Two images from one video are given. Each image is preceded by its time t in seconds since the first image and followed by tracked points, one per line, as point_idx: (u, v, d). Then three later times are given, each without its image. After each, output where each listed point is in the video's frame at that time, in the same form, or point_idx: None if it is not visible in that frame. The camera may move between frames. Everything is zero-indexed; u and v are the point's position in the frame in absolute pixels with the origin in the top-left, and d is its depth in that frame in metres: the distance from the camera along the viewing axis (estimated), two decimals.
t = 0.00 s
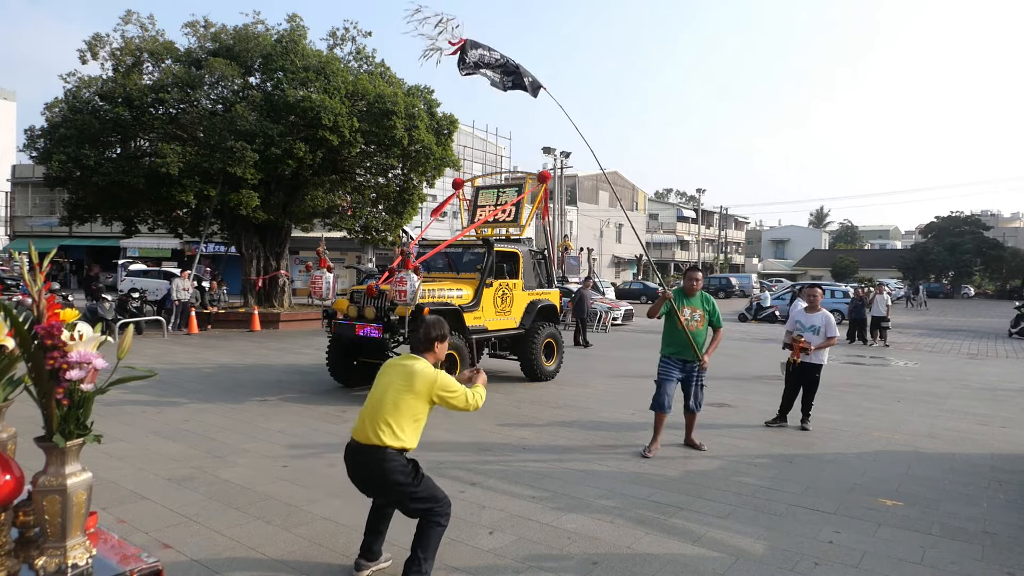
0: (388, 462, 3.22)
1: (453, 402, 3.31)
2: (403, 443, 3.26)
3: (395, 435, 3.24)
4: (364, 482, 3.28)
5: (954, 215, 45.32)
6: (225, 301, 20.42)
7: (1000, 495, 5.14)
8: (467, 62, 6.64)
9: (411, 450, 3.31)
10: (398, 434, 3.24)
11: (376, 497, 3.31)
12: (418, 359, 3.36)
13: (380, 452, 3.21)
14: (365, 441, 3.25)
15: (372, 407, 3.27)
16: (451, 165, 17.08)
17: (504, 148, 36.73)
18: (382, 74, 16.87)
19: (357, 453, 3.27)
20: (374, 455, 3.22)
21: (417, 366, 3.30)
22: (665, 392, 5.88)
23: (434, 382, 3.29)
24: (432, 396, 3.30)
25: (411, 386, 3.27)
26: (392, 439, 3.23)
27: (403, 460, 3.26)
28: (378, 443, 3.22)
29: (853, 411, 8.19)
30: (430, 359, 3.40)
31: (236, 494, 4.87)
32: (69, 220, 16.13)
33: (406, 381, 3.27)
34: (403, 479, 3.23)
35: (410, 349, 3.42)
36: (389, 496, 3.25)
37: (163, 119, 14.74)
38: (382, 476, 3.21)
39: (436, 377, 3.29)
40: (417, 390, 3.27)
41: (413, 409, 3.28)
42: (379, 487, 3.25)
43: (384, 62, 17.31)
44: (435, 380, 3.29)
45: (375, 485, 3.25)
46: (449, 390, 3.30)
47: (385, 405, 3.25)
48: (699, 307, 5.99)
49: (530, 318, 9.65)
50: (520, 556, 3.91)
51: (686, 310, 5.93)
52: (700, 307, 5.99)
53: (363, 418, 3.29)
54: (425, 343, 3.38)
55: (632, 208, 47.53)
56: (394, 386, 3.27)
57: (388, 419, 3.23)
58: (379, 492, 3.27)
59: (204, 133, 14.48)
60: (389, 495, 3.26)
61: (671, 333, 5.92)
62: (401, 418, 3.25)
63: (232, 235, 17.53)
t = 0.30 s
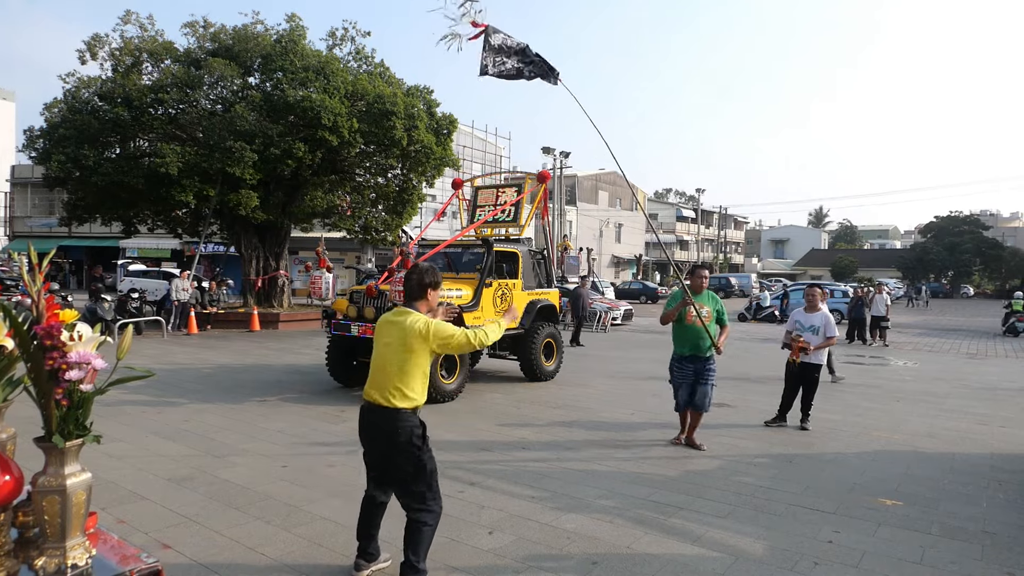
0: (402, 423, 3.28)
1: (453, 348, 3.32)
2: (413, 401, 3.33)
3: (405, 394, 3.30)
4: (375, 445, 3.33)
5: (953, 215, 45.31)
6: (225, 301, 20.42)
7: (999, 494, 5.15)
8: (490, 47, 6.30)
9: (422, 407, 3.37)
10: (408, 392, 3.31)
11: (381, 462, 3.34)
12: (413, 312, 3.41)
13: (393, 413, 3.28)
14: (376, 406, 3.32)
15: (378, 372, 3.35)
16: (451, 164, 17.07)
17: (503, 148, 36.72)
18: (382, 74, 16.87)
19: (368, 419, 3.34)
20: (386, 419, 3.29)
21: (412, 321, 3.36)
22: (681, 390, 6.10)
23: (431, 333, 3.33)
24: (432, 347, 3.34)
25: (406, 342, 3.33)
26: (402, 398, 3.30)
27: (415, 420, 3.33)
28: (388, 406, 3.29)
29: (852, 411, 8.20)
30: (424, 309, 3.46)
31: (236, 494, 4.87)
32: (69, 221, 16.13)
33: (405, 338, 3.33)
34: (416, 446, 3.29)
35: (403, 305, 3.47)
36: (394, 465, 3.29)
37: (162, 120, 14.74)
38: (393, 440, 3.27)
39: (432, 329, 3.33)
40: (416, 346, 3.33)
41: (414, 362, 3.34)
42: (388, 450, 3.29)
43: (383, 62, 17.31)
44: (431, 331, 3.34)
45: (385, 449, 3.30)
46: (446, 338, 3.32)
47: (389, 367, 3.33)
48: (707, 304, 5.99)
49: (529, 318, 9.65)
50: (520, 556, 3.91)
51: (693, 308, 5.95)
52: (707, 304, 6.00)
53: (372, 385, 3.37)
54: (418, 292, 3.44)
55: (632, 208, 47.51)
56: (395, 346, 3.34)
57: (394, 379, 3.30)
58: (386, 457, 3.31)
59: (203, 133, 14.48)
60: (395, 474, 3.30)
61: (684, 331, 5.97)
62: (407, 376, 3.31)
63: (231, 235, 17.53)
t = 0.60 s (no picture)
0: (413, 417, 3.30)
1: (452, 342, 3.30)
2: (421, 395, 3.33)
3: (413, 389, 3.31)
4: (382, 438, 3.34)
5: (953, 215, 45.33)
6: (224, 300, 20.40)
7: (998, 494, 5.15)
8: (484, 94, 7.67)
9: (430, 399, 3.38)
10: (414, 387, 3.31)
11: (384, 456, 3.34)
12: (413, 307, 3.42)
13: (403, 408, 3.30)
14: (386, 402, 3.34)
15: (384, 369, 3.36)
16: (450, 164, 17.08)
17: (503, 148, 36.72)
18: (382, 74, 16.86)
19: (378, 414, 3.36)
20: (396, 414, 3.30)
21: (412, 317, 3.37)
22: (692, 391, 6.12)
23: (431, 327, 3.33)
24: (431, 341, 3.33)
25: (407, 338, 3.33)
26: (410, 393, 3.31)
27: (424, 414, 3.34)
28: (395, 401, 3.31)
29: (852, 411, 8.20)
30: (423, 304, 3.46)
31: (235, 494, 4.87)
32: (69, 221, 16.12)
33: (407, 334, 3.34)
34: (424, 440, 3.31)
35: (403, 300, 3.46)
36: (397, 461, 3.30)
37: (161, 119, 14.73)
38: (401, 433, 3.29)
39: (432, 324, 3.34)
40: (417, 341, 3.33)
41: (416, 357, 3.33)
42: (394, 443, 3.30)
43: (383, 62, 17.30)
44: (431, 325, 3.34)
45: (390, 443, 3.31)
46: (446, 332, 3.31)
47: (394, 363, 3.33)
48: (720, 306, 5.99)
49: (529, 318, 9.65)
50: (519, 556, 3.91)
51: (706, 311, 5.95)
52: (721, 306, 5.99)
53: (379, 382, 3.38)
54: (418, 286, 3.42)
55: (631, 208, 47.50)
56: (398, 343, 3.35)
57: (400, 375, 3.31)
58: (390, 451, 3.31)
59: (203, 132, 14.47)
60: (395, 471, 3.31)
61: (695, 337, 6.00)
62: (413, 371, 3.31)
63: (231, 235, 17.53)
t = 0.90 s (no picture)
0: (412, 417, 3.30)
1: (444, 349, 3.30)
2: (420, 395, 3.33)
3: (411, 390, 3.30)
4: (382, 437, 3.34)
5: (953, 215, 45.33)
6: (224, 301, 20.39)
7: (998, 494, 5.16)
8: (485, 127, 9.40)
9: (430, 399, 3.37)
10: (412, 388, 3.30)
11: (384, 456, 3.34)
12: (409, 307, 3.40)
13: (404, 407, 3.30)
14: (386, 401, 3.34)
15: (383, 371, 3.36)
16: (450, 164, 17.09)
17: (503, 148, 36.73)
18: (381, 74, 16.87)
19: (379, 412, 3.37)
20: (397, 413, 3.31)
21: (408, 317, 3.34)
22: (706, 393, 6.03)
23: (425, 330, 3.31)
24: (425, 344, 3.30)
25: (403, 339, 3.31)
26: (409, 394, 3.30)
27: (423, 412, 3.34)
28: (395, 401, 3.31)
29: (852, 411, 8.20)
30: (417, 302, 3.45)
31: (235, 495, 4.87)
32: (69, 221, 16.12)
33: (403, 334, 3.32)
34: (422, 439, 3.32)
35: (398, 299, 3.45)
36: (396, 461, 3.31)
37: (161, 119, 14.71)
38: (400, 431, 3.30)
39: (426, 326, 3.32)
40: (412, 343, 3.30)
41: (413, 359, 3.31)
42: (394, 441, 3.31)
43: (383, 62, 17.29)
44: (426, 326, 3.33)
45: (389, 442, 3.32)
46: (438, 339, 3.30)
47: (392, 364, 3.32)
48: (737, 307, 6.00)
49: (529, 318, 9.66)
50: (519, 556, 3.91)
51: (723, 310, 5.98)
52: (738, 307, 6.00)
53: (379, 382, 3.38)
54: (410, 284, 3.41)
55: (631, 208, 47.48)
56: (395, 344, 3.33)
57: (398, 377, 3.30)
58: (389, 450, 3.32)
59: (203, 133, 14.47)
60: (395, 472, 3.32)
61: (711, 337, 5.97)
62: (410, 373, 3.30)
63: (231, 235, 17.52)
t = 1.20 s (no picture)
0: (408, 417, 3.31)
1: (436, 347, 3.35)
2: (416, 395, 3.34)
3: (407, 391, 3.31)
4: (378, 438, 3.34)
5: (953, 215, 45.32)
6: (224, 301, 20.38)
7: (998, 494, 5.15)
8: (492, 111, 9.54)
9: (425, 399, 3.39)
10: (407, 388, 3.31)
11: (381, 456, 3.35)
12: (400, 308, 3.40)
13: (400, 408, 3.30)
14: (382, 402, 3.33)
15: (377, 372, 3.35)
16: (450, 164, 17.09)
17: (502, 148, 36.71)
18: (381, 74, 16.87)
19: (375, 413, 3.37)
20: (394, 414, 3.30)
21: (401, 318, 3.35)
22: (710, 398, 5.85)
23: (418, 330, 3.33)
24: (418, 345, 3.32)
25: (397, 340, 3.32)
26: (405, 395, 3.31)
27: (419, 413, 3.35)
28: (392, 402, 3.31)
29: (852, 411, 8.20)
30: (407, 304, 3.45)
31: (235, 494, 4.87)
32: (69, 221, 16.12)
33: (396, 335, 3.32)
34: (416, 439, 3.31)
35: (387, 300, 3.44)
36: (393, 461, 3.31)
37: (161, 119, 14.71)
38: (396, 432, 3.30)
39: (419, 326, 3.34)
40: (406, 344, 3.31)
41: (406, 359, 3.31)
42: (389, 442, 3.31)
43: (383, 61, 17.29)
44: (419, 327, 3.34)
45: (385, 442, 3.31)
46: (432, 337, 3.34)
47: (386, 365, 3.32)
48: (727, 309, 5.97)
49: (529, 318, 9.67)
50: (519, 556, 3.91)
51: (711, 312, 6.01)
52: (728, 310, 5.96)
53: (374, 384, 3.37)
54: (398, 284, 3.41)
55: (631, 208, 47.47)
56: (388, 345, 3.34)
57: (393, 378, 3.30)
58: (385, 451, 3.32)
59: (203, 133, 14.47)
60: (394, 471, 3.33)
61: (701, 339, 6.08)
62: (405, 372, 3.30)
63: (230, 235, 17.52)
